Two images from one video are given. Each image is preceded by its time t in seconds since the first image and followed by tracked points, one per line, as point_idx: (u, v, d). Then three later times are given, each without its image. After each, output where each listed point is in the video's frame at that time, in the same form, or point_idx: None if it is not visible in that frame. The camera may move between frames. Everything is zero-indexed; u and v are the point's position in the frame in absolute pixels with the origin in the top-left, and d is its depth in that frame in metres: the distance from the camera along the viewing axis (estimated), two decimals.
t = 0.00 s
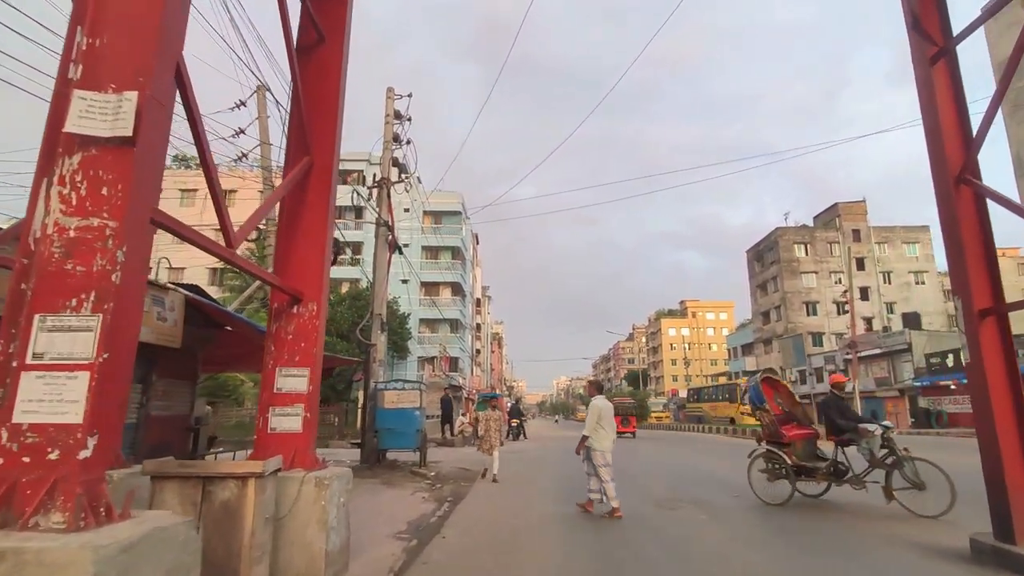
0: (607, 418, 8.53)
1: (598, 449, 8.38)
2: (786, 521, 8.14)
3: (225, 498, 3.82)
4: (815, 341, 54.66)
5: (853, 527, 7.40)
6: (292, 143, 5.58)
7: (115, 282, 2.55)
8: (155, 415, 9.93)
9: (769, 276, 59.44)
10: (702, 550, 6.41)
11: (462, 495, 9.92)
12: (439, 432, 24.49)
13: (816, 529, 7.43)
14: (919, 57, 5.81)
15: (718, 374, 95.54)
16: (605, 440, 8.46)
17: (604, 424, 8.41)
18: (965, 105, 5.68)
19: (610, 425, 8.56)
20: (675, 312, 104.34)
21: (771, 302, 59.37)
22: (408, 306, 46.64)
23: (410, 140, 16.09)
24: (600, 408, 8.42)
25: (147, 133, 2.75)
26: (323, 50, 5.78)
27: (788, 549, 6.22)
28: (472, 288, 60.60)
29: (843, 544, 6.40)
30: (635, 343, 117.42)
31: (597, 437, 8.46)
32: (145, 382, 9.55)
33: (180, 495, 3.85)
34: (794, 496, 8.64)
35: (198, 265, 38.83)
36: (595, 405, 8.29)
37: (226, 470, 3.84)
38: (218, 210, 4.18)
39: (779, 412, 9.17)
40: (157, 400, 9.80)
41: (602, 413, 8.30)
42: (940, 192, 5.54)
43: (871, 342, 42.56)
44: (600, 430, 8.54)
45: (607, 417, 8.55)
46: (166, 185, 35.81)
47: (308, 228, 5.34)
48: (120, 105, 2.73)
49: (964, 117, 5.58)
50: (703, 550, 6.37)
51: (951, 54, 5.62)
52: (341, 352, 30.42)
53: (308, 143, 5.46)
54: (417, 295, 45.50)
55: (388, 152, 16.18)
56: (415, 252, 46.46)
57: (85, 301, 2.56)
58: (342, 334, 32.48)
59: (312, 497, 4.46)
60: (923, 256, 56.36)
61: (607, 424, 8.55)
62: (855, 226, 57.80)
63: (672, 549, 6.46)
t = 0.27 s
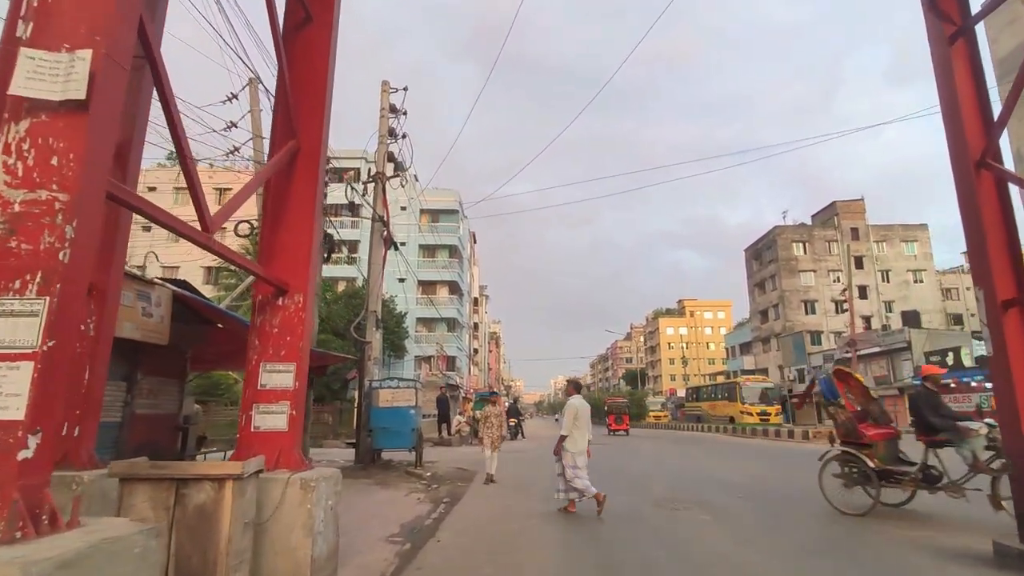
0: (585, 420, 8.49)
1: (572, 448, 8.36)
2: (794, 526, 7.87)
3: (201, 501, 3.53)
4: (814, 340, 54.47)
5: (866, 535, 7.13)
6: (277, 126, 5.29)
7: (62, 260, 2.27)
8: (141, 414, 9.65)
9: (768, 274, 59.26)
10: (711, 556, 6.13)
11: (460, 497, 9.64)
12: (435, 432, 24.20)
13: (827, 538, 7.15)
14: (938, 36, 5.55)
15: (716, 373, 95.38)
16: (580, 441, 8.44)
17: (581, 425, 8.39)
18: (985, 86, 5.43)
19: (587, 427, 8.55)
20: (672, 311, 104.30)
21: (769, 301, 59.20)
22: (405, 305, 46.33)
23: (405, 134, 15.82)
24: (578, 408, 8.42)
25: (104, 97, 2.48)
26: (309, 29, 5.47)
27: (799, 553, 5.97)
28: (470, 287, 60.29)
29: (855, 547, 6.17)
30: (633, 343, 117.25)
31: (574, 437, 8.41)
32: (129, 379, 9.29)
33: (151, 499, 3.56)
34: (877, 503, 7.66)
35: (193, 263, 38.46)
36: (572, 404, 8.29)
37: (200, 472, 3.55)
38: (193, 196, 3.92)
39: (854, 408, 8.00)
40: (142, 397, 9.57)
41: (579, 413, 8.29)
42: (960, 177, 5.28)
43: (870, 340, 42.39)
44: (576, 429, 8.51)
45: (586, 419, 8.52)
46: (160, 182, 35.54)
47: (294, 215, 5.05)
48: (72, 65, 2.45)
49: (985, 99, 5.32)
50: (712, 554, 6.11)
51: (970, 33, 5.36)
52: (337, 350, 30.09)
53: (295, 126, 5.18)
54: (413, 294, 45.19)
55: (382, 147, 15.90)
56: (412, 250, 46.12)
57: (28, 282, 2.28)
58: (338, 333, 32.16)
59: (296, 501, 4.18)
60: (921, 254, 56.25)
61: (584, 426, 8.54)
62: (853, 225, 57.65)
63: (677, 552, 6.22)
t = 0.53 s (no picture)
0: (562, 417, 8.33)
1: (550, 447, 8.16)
2: (803, 531, 7.60)
3: (166, 510, 3.22)
4: (813, 338, 54.25)
5: (879, 541, 6.85)
6: (259, 107, 5.00)
7: None
8: (125, 414, 9.35)
9: (766, 272, 59.01)
10: (719, 565, 5.84)
11: (456, 498, 9.35)
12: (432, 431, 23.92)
13: (838, 543, 6.89)
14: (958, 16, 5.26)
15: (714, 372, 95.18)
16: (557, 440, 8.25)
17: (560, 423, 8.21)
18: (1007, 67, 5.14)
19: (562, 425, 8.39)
20: (670, 310, 104.01)
21: (768, 299, 58.96)
22: (402, 304, 45.99)
23: (401, 128, 15.49)
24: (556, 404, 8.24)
25: (40, 47, 2.35)
26: (294, 1, 5.14)
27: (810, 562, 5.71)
28: (468, 285, 59.94)
29: (868, 555, 5.91)
30: (631, 341, 117.00)
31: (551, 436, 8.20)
32: (113, 377, 8.96)
33: (112, 507, 3.24)
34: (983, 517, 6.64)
35: (188, 260, 38.10)
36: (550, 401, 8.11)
37: (166, 475, 3.25)
38: (159, 177, 3.65)
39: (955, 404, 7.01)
40: (125, 396, 9.24)
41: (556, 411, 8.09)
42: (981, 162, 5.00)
43: (869, 339, 42.17)
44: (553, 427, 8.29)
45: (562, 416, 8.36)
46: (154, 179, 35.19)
47: (277, 200, 4.75)
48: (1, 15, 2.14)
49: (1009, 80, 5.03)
50: (719, 562, 5.85)
51: (992, 11, 5.08)
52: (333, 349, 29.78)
53: (278, 106, 4.89)
54: (411, 292, 44.85)
55: (377, 140, 15.58)
56: (409, 248, 45.75)
57: None
58: (334, 331, 31.83)
59: (275, 506, 3.87)
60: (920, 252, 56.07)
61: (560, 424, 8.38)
62: (852, 223, 57.45)
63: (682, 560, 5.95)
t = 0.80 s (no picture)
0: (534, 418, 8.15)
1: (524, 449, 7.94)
2: (812, 534, 7.33)
3: (128, 521, 2.93)
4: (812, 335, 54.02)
5: (894, 547, 6.58)
6: (240, 87, 4.68)
7: None
8: (110, 412, 9.06)
9: (766, 269, 58.76)
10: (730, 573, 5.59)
11: (452, 498, 9.09)
12: (429, 428, 23.62)
13: (851, 549, 6.61)
14: None
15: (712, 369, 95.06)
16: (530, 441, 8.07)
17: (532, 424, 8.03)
18: None
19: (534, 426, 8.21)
20: (669, 307, 103.79)
21: (767, 296, 58.76)
22: (400, 300, 45.66)
23: (396, 120, 15.17)
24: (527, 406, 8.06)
25: None
26: None
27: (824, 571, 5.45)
28: (466, 282, 59.63)
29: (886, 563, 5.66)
30: (629, 338, 116.91)
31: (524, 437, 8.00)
32: (95, 375, 8.65)
33: (66, 518, 2.95)
34: None
35: (183, 256, 37.77)
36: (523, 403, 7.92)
37: (131, 480, 2.96)
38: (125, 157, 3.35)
39: None
40: (107, 395, 8.93)
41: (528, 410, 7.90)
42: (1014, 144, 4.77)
43: (869, 336, 41.98)
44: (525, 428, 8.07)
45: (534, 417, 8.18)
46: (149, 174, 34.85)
47: (258, 184, 4.44)
48: None
49: None
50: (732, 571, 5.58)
51: None
52: (329, 345, 29.45)
53: (261, 84, 4.58)
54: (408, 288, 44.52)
55: (372, 132, 15.26)
56: (406, 244, 45.37)
57: None
58: (330, 328, 31.51)
59: (254, 514, 3.59)
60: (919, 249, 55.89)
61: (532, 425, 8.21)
62: (852, 220, 57.24)
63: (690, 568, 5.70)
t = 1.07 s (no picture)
0: (513, 411, 8.04)
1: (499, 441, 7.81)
2: (825, 535, 7.06)
3: (93, 522, 2.66)
4: (812, 332, 53.82)
5: (913, 550, 6.30)
6: (225, 60, 4.40)
7: None
8: (98, 407, 8.78)
9: (766, 266, 58.52)
10: None
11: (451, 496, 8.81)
12: (427, 425, 23.38)
13: (868, 552, 6.34)
14: None
15: (711, 366, 94.95)
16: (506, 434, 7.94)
17: (508, 416, 7.93)
18: None
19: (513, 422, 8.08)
20: (668, 304, 103.56)
21: (767, 293, 58.54)
22: (398, 296, 45.41)
23: (394, 110, 14.88)
24: (504, 397, 8.02)
25: None
26: None
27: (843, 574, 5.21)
28: (465, 279, 59.36)
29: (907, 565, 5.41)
30: (628, 336, 116.76)
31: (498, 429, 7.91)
32: (83, 368, 8.35)
33: (25, 519, 2.67)
34: None
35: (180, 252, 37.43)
36: (498, 392, 7.92)
37: (96, 480, 2.68)
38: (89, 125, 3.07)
39: None
40: (96, 388, 8.64)
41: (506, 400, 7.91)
42: None
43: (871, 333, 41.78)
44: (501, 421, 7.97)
45: (514, 411, 8.08)
46: (146, 168, 34.56)
47: (242, 162, 4.16)
48: None
49: None
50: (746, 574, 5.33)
51: None
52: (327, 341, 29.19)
53: (246, 57, 4.30)
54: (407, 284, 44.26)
55: (370, 122, 14.97)
56: (405, 240, 45.10)
57: None
58: (328, 324, 31.25)
59: (234, 519, 3.32)
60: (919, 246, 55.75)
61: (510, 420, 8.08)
62: (852, 216, 57.04)
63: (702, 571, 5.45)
